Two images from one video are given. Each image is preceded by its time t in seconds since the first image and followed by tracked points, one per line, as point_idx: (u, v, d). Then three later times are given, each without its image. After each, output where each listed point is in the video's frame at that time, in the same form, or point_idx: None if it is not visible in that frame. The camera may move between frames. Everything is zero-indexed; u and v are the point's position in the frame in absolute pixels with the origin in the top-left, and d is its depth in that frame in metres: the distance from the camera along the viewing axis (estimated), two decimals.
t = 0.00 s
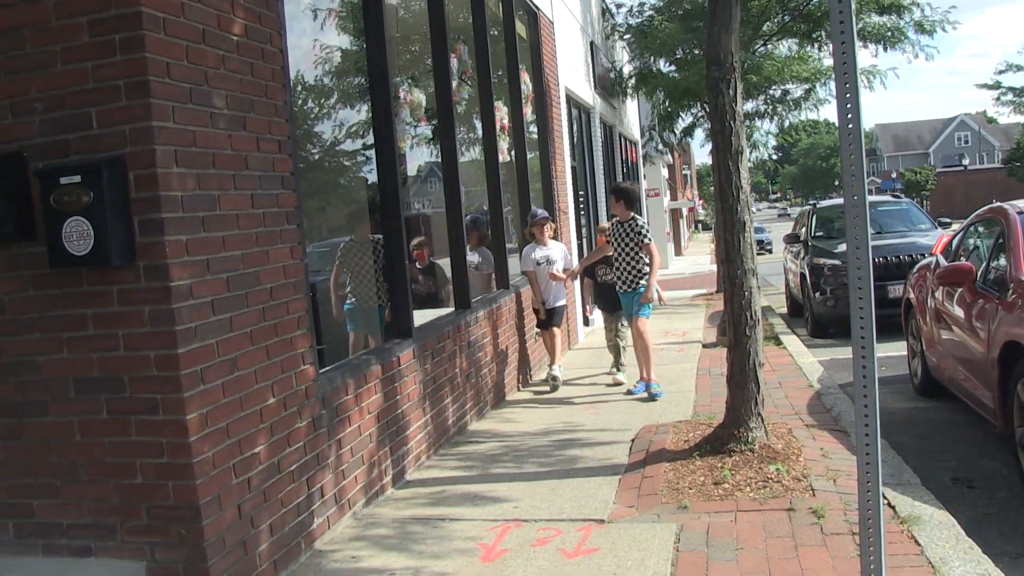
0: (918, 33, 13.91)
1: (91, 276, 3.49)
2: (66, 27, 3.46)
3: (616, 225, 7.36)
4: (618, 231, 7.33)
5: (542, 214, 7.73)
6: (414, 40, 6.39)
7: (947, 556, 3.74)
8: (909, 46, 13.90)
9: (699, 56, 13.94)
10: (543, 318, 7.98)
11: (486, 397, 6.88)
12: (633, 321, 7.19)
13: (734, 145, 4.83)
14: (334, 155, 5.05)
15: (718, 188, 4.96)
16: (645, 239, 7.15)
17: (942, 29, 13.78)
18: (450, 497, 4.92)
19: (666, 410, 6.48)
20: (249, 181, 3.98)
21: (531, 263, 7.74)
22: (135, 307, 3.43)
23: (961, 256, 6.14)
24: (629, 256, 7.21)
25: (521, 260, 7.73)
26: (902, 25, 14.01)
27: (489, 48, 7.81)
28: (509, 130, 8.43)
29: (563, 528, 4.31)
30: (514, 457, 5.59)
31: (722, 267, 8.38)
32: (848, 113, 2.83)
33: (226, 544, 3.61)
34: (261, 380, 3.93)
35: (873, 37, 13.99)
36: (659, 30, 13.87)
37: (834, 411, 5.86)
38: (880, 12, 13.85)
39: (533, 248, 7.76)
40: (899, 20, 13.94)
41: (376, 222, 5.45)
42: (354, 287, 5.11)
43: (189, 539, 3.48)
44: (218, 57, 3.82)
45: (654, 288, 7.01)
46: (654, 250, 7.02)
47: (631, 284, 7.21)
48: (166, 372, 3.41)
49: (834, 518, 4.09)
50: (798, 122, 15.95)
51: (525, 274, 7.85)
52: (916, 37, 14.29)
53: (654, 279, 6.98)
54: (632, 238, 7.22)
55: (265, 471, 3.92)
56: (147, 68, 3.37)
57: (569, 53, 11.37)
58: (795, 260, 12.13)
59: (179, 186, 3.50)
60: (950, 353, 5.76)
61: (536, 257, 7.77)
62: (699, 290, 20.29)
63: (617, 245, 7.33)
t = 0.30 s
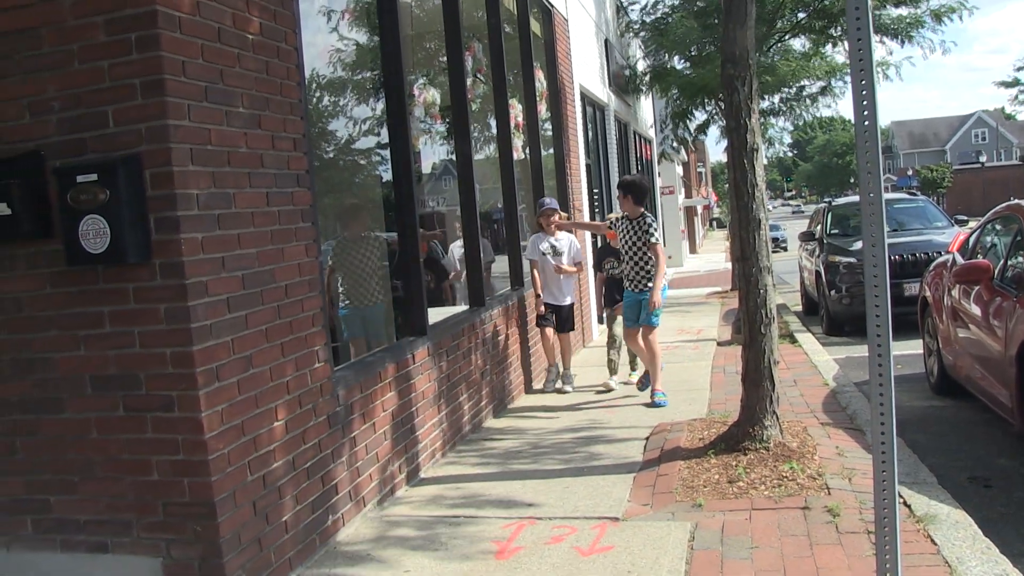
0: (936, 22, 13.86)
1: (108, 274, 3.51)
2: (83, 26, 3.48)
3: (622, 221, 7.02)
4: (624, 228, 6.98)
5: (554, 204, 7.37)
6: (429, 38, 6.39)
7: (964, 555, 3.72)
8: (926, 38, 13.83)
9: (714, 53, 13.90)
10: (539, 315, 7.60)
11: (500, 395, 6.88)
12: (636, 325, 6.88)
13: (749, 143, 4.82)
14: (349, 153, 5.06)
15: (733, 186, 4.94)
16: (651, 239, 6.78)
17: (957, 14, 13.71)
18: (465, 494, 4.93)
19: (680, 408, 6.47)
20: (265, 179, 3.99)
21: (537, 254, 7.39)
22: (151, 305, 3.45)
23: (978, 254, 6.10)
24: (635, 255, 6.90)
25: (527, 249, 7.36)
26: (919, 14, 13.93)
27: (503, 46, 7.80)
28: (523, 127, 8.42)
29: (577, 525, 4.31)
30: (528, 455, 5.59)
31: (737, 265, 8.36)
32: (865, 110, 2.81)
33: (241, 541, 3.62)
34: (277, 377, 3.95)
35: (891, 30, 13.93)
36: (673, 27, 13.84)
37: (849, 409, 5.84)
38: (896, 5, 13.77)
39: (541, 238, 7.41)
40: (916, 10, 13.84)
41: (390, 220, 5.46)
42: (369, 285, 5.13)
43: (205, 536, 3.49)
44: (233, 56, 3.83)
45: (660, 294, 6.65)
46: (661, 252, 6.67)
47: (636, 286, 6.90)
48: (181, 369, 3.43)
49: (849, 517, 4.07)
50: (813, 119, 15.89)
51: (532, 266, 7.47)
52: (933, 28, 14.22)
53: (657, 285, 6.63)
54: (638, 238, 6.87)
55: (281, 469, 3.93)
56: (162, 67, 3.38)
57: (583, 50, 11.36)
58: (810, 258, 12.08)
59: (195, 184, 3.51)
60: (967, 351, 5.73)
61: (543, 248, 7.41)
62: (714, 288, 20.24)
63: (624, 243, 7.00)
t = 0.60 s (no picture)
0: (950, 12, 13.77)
1: (122, 271, 3.53)
2: (96, 24, 3.49)
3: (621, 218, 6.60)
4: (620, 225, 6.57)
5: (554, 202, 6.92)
6: (440, 35, 6.39)
7: (979, 554, 3.70)
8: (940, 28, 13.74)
9: (726, 49, 13.85)
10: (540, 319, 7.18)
11: (512, 391, 6.88)
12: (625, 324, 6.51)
13: (761, 139, 4.80)
14: (361, 151, 5.06)
15: (745, 182, 4.93)
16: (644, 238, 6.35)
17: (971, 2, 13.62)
18: (477, 491, 4.93)
19: (692, 405, 6.46)
20: (277, 176, 4.01)
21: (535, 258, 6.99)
22: (164, 301, 3.46)
23: (993, 250, 6.07)
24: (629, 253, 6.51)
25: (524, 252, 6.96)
26: (932, 4, 13.84)
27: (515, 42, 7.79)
28: (535, 124, 8.41)
29: (589, 522, 4.31)
30: (540, 452, 5.60)
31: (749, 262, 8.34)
32: (878, 106, 2.80)
33: (254, 537, 3.64)
34: (289, 373, 3.96)
35: (904, 23, 13.85)
36: (685, 23, 13.79)
37: (862, 407, 5.81)
38: None
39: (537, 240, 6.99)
40: None
41: (402, 217, 5.47)
42: (380, 282, 5.14)
43: (218, 531, 3.51)
44: (246, 53, 3.84)
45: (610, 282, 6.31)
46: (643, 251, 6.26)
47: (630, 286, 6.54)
48: (194, 366, 3.44)
49: (862, 514, 4.06)
50: (826, 114, 15.82)
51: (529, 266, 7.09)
52: (946, 19, 14.12)
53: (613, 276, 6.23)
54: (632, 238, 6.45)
55: (293, 465, 3.95)
56: (175, 64, 3.39)
57: (595, 47, 11.33)
58: (823, 255, 12.03)
59: (208, 181, 3.53)
60: (982, 349, 5.70)
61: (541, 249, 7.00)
62: (727, 285, 20.19)
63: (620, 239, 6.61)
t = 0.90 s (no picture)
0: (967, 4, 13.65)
1: (138, 269, 3.55)
2: (112, 24, 3.51)
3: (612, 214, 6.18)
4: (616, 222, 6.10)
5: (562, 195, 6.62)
6: (454, 32, 6.39)
7: (997, 555, 3.67)
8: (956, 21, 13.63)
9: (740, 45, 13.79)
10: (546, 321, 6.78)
11: (526, 388, 6.88)
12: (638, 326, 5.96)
13: (776, 136, 4.78)
14: (375, 148, 5.07)
15: (760, 179, 4.91)
16: (647, 234, 5.91)
17: None
18: (490, 488, 4.94)
19: (706, 403, 6.44)
20: (292, 174, 4.02)
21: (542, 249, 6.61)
22: (179, 299, 3.48)
23: (1011, 247, 6.02)
24: (627, 252, 6.03)
25: (528, 241, 6.60)
26: None
27: (528, 39, 7.78)
28: (548, 121, 8.40)
29: (603, 520, 4.30)
30: (554, 449, 5.59)
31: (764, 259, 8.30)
32: (894, 102, 2.77)
33: (269, 533, 3.66)
34: (303, 370, 3.97)
35: (920, 17, 13.75)
36: (699, 18, 13.74)
37: (877, 405, 5.78)
38: None
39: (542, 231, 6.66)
40: None
41: (417, 214, 5.47)
42: (395, 279, 5.15)
43: (233, 528, 3.53)
44: (260, 51, 3.85)
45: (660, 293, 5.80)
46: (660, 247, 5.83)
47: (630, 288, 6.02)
48: (209, 363, 3.46)
49: (878, 513, 4.04)
50: (841, 110, 15.73)
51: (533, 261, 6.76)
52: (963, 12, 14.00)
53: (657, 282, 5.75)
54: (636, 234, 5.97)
55: (308, 461, 3.96)
56: (190, 63, 3.41)
57: (608, 43, 11.30)
58: (837, 252, 11.97)
59: (223, 179, 3.54)
60: (999, 347, 5.66)
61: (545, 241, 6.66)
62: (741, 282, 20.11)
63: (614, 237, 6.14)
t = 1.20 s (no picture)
0: None
1: (157, 268, 3.58)
2: (132, 24, 3.54)
3: (621, 210, 5.94)
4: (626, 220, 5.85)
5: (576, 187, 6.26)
6: (471, 30, 6.40)
7: (1020, 555, 3.63)
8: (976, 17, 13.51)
9: (758, 41, 13.72)
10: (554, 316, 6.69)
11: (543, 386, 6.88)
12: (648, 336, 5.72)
13: (794, 133, 4.75)
14: (392, 146, 5.09)
15: (778, 176, 4.89)
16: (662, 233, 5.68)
17: None
18: (508, 486, 4.94)
19: (724, 401, 6.42)
20: (310, 172, 4.04)
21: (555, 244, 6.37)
22: (198, 297, 3.51)
23: None
24: (639, 250, 5.80)
25: (541, 237, 6.42)
26: None
27: (545, 37, 7.78)
28: (565, 119, 8.39)
29: (621, 518, 4.29)
30: (571, 447, 5.59)
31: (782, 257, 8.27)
32: (914, 98, 2.75)
33: (287, 531, 3.67)
34: (321, 368, 3.99)
35: (939, 12, 13.64)
36: (717, 15, 13.68)
37: (897, 404, 5.74)
38: None
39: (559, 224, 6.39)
40: None
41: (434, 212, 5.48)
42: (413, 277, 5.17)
43: (252, 525, 3.55)
44: (278, 51, 3.87)
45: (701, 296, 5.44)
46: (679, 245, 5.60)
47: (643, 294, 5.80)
48: (228, 361, 3.48)
49: (897, 513, 4.00)
50: (860, 106, 15.63)
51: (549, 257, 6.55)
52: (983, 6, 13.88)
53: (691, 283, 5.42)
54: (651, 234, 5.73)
55: (326, 458, 3.98)
56: (209, 62, 3.43)
57: (625, 41, 11.28)
58: (857, 250, 11.89)
59: (241, 178, 3.56)
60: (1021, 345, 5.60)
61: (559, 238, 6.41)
62: (759, 280, 20.02)
63: (625, 235, 5.90)
